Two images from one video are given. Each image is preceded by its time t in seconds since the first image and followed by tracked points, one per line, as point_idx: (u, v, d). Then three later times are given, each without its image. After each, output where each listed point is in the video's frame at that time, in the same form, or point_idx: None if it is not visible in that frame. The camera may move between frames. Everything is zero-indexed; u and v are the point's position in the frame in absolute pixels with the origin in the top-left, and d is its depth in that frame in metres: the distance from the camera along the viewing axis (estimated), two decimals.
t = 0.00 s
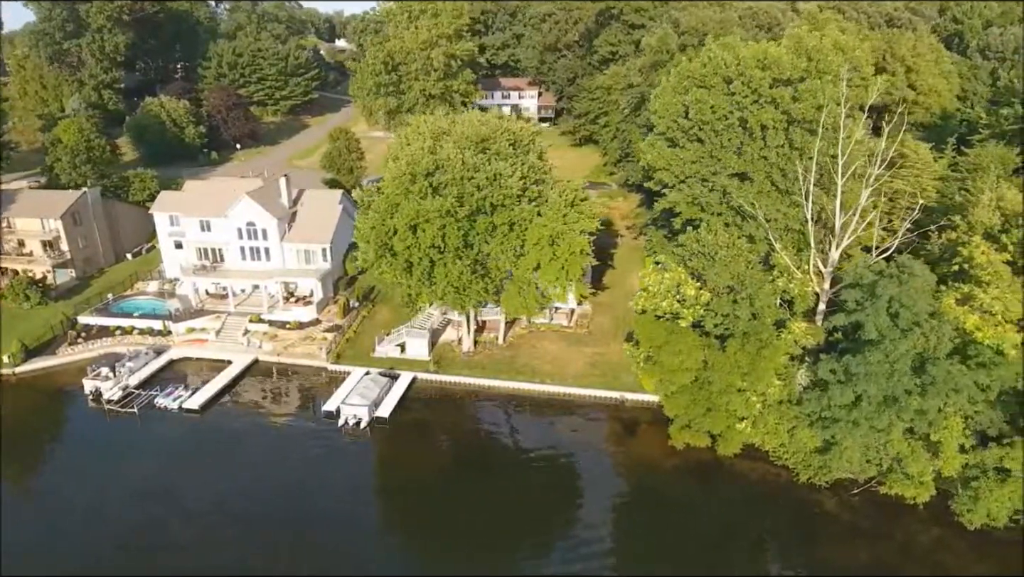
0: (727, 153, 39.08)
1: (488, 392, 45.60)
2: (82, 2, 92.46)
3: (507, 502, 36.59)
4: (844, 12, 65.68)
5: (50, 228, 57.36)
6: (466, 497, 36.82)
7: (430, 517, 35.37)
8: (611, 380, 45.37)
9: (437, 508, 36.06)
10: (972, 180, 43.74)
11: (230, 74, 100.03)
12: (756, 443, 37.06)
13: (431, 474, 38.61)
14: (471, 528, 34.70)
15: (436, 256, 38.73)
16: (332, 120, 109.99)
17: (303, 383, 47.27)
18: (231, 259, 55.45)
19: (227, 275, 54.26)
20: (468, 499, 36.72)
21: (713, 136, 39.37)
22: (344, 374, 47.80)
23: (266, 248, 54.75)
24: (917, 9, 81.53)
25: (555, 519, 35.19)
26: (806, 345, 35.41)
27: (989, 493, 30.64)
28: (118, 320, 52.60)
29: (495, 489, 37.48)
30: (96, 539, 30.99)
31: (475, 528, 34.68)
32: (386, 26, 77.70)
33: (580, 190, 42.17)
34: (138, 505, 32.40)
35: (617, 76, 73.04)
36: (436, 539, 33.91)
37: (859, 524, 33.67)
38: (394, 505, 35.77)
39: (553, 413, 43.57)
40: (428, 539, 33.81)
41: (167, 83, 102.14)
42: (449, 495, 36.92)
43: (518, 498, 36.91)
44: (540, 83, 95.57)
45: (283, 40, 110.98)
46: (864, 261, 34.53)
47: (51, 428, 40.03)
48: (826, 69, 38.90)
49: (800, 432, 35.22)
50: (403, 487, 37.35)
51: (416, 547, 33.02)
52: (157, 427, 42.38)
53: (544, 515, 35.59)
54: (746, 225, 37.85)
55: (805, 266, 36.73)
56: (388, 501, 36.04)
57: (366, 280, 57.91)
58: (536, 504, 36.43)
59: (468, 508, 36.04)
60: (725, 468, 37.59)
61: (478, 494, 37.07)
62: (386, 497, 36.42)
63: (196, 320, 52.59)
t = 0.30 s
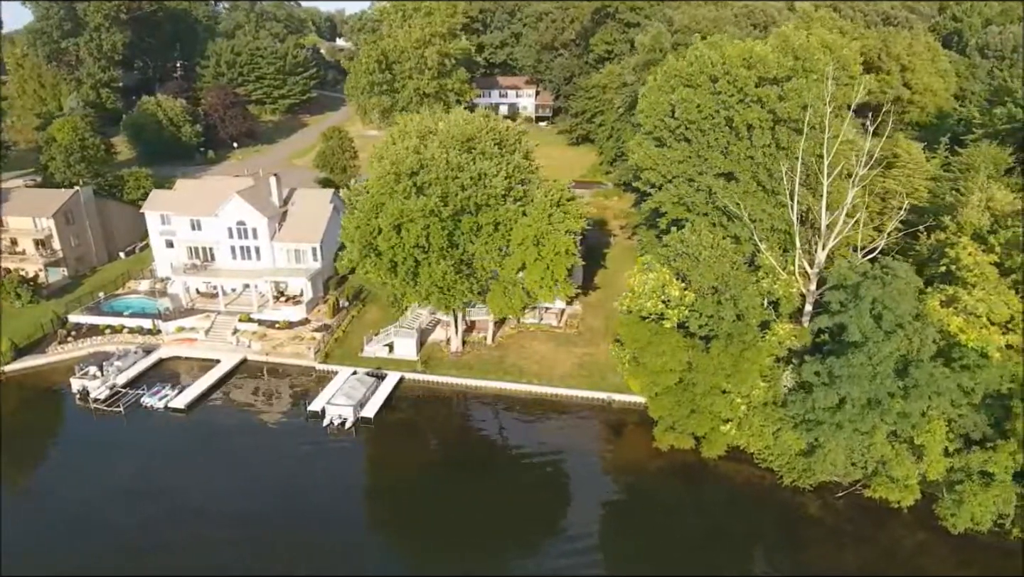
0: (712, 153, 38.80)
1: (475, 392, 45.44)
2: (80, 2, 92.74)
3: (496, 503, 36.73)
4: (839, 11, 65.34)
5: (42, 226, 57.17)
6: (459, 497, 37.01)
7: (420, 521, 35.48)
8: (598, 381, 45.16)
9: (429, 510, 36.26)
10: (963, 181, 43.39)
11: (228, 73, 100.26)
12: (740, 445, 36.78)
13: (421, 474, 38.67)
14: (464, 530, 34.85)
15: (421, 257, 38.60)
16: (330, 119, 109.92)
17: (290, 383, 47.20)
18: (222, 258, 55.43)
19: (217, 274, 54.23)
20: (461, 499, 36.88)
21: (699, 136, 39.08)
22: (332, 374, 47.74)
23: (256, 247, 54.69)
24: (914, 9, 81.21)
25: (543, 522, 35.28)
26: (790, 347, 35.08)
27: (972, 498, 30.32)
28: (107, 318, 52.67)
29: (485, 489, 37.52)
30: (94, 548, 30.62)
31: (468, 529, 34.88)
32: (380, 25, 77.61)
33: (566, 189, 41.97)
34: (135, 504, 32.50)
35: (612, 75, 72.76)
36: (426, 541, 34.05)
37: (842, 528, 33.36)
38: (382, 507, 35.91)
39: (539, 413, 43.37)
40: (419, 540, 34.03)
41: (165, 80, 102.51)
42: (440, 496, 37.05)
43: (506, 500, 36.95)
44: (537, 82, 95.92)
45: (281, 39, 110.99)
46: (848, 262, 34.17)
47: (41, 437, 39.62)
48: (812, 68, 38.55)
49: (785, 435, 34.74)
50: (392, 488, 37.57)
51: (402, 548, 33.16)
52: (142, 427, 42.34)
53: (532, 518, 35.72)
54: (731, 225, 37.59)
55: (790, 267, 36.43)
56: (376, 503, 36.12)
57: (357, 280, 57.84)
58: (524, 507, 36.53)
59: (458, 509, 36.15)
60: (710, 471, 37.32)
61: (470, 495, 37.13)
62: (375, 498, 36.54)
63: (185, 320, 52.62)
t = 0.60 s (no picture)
0: (699, 153, 38.53)
1: (462, 393, 45.27)
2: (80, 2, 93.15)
3: (488, 504, 36.37)
4: (836, 10, 65.00)
5: (36, 225, 57.31)
6: (451, 497, 36.67)
7: (414, 527, 34.87)
8: (586, 382, 44.90)
9: (420, 510, 35.95)
10: (957, 182, 42.99)
11: (228, 72, 100.00)
12: (725, 448, 36.46)
13: (411, 473, 38.43)
14: (456, 532, 34.42)
15: (407, 257, 38.43)
16: (330, 118, 109.96)
17: (277, 384, 46.99)
18: (214, 257, 55.45)
19: (208, 273, 54.26)
20: (453, 500, 36.47)
21: (686, 135, 38.82)
22: (320, 374, 47.67)
23: (248, 247, 54.66)
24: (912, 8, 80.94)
25: (533, 524, 34.86)
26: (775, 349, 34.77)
27: (956, 503, 29.85)
28: (99, 317, 52.77)
29: (477, 490, 37.25)
30: (94, 556, 30.50)
31: (461, 530, 34.50)
32: (377, 24, 77.56)
33: (554, 189, 41.64)
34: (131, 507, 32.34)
35: (608, 74, 72.48)
36: (418, 545, 33.71)
37: (826, 533, 33.00)
38: (370, 509, 35.52)
39: (526, 414, 43.17)
40: (410, 545, 33.65)
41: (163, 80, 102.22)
42: (431, 496, 36.76)
43: (497, 501, 36.64)
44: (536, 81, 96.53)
45: (281, 38, 111.13)
46: (835, 263, 33.81)
47: (33, 438, 39.51)
48: (800, 68, 38.22)
49: (770, 438, 34.40)
50: (380, 488, 37.24)
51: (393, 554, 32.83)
52: (128, 426, 42.33)
53: (522, 519, 35.33)
54: (718, 226, 37.30)
55: (777, 269, 36.09)
56: (364, 506, 35.63)
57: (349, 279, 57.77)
58: (516, 508, 36.16)
59: (450, 509, 35.77)
60: (695, 473, 37.00)
61: (461, 497, 36.74)
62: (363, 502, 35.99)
63: (177, 319, 52.67)
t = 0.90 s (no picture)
0: (685, 154, 38.33)
1: (450, 393, 45.11)
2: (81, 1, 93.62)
3: (478, 505, 36.16)
4: (832, 9, 64.59)
5: (30, 224, 57.33)
6: (443, 499, 36.60)
7: (405, 528, 34.49)
8: (574, 383, 44.71)
9: (409, 509, 36.02)
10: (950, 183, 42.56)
11: (228, 71, 100.16)
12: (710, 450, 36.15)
13: (400, 474, 38.45)
14: (449, 532, 34.13)
15: (392, 256, 38.16)
16: (331, 116, 109.88)
17: (266, 383, 47.00)
18: (206, 256, 55.47)
19: (200, 272, 54.29)
20: (445, 501, 36.45)
21: (672, 135, 38.59)
22: (309, 373, 47.62)
23: (239, 246, 54.70)
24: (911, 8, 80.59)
25: (523, 523, 34.44)
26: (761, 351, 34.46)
27: (940, 508, 29.48)
28: (91, 316, 52.91)
29: (466, 491, 37.18)
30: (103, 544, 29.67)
31: (454, 530, 34.27)
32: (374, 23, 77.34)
33: (541, 188, 41.47)
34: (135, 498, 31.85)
35: (604, 73, 72.23)
36: (409, 545, 33.42)
37: (810, 536, 32.70)
38: (360, 508, 35.43)
39: (513, 414, 43.02)
40: (399, 545, 33.39)
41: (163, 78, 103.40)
42: (421, 496, 36.82)
43: (486, 501, 36.42)
44: (534, 81, 96.62)
45: (280, 36, 111.36)
46: (821, 264, 33.48)
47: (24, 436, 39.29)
48: (788, 66, 37.68)
49: (756, 441, 34.02)
50: (371, 487, 37.23)
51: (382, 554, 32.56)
52: (114, 424, 42.37)
53: (512, 518, 35.08)
54: (704, 227, 37.05)
55: (763, 270, 35.76)
56: (354, 508, 35.31)
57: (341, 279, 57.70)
58: (505, 507, 35.94)
59: (442, 510, 35.67)
60: (680, 475, 36.75)
61: (452, 498, 36.61)
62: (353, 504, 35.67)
63: (168, 317, 52.76)
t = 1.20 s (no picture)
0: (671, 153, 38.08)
1: (437, 392, 45.00)
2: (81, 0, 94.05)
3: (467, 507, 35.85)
4: (829, 7, 64.21)
5: (25, 222, 57.65)
6: (435, 499, 36.27)
7: (399, 535, 33.99)
8: (561, 383, 44.50)
9: (400, 506, 36.05)
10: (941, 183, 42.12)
11: (228, 69, 100.26)
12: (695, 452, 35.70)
13: (391, 472, 38.27)
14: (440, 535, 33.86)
15: (377, 255, 38.03)
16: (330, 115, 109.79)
17: (255, 383, 46.97)
18: (198, 254, 55.55)
19: (192, 271, 54.33)
20: (437, 502, 36.17)
21: (658, 134, 38.26)
22: (297, 372, 47.58)
23: (231, 244, 54.76)
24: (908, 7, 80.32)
25: (511, 527, 34.33)
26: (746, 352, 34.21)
27: (923, 512, 28.93)
28: (83, 314, 53.02)
29: (453, 489, 37.14)
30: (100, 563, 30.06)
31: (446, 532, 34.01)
32: (370, 21, 77.43)
33: (527, 188, 41.32)
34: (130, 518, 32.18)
35: (601, 72, 71.96)
36: (401, 547, 33.23)
37: (792, 540, 32.39)
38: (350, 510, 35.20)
39: (499, 414, 42.88)
40: (391, 547, 33.23)
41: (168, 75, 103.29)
42: (412, 495, 36.60)
43: (473, 500, 36.38)
44: (533, 79, 96.51)
45: (280, 35, 111.68)
46: (806, 265, 33.19)
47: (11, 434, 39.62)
48: (772, 65, 37.95)
49: (740, 443, 33.50)
50: (362, 484, 37.26)
51: (373, 559, 32.37)
52: (101, 422, 42.43)
53: (499, 518, 35.04)
54: (689, 227, 36.83)
55: (748, 270, 35.45)
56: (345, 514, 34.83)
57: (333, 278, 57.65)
58: (492, 506, 35.93)
59: (433, 510, 35.36)
60: (664, 477, 36.51)
61: (444, 500, 36.26)
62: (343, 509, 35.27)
63: (160, 316, 52.82)
